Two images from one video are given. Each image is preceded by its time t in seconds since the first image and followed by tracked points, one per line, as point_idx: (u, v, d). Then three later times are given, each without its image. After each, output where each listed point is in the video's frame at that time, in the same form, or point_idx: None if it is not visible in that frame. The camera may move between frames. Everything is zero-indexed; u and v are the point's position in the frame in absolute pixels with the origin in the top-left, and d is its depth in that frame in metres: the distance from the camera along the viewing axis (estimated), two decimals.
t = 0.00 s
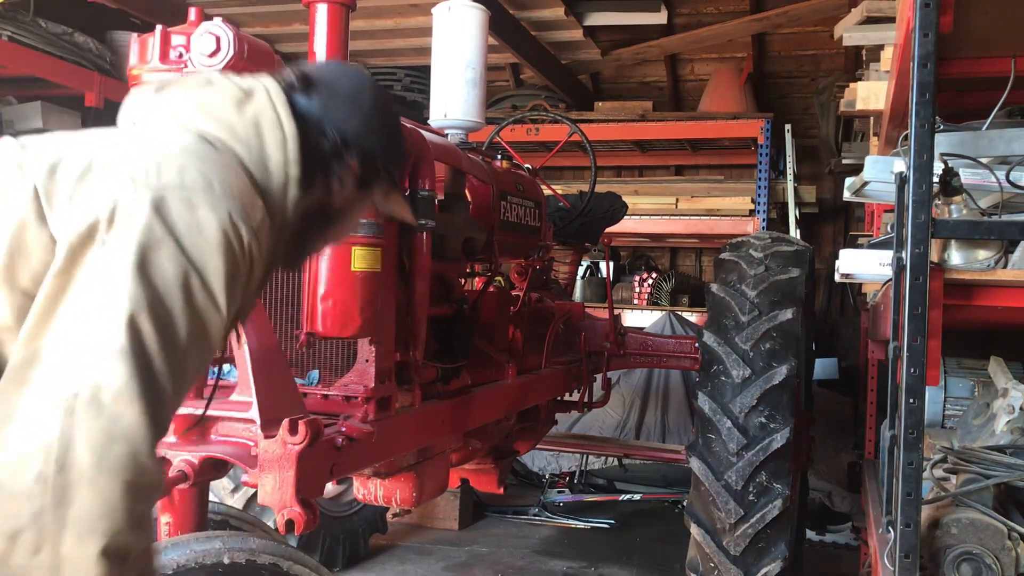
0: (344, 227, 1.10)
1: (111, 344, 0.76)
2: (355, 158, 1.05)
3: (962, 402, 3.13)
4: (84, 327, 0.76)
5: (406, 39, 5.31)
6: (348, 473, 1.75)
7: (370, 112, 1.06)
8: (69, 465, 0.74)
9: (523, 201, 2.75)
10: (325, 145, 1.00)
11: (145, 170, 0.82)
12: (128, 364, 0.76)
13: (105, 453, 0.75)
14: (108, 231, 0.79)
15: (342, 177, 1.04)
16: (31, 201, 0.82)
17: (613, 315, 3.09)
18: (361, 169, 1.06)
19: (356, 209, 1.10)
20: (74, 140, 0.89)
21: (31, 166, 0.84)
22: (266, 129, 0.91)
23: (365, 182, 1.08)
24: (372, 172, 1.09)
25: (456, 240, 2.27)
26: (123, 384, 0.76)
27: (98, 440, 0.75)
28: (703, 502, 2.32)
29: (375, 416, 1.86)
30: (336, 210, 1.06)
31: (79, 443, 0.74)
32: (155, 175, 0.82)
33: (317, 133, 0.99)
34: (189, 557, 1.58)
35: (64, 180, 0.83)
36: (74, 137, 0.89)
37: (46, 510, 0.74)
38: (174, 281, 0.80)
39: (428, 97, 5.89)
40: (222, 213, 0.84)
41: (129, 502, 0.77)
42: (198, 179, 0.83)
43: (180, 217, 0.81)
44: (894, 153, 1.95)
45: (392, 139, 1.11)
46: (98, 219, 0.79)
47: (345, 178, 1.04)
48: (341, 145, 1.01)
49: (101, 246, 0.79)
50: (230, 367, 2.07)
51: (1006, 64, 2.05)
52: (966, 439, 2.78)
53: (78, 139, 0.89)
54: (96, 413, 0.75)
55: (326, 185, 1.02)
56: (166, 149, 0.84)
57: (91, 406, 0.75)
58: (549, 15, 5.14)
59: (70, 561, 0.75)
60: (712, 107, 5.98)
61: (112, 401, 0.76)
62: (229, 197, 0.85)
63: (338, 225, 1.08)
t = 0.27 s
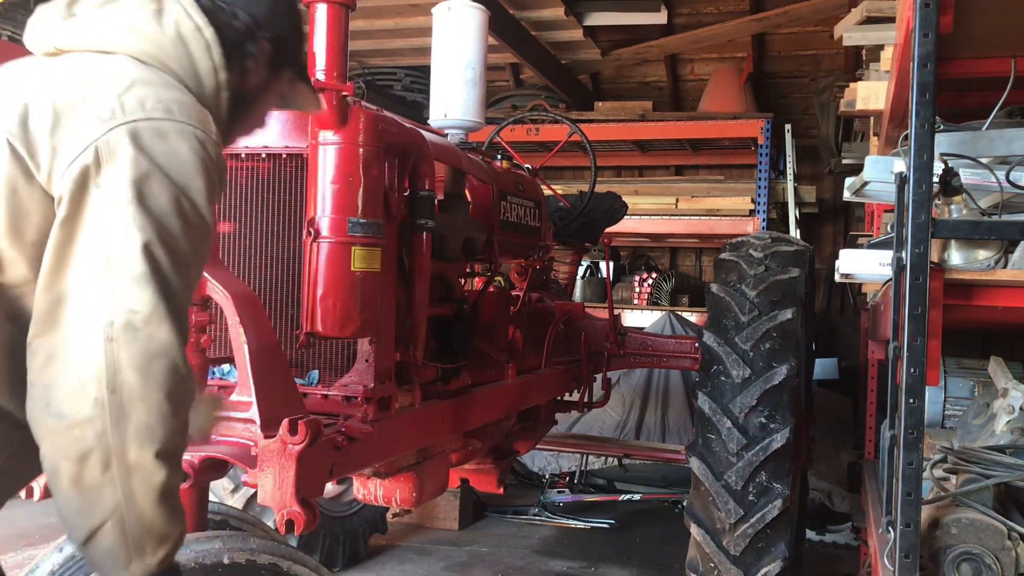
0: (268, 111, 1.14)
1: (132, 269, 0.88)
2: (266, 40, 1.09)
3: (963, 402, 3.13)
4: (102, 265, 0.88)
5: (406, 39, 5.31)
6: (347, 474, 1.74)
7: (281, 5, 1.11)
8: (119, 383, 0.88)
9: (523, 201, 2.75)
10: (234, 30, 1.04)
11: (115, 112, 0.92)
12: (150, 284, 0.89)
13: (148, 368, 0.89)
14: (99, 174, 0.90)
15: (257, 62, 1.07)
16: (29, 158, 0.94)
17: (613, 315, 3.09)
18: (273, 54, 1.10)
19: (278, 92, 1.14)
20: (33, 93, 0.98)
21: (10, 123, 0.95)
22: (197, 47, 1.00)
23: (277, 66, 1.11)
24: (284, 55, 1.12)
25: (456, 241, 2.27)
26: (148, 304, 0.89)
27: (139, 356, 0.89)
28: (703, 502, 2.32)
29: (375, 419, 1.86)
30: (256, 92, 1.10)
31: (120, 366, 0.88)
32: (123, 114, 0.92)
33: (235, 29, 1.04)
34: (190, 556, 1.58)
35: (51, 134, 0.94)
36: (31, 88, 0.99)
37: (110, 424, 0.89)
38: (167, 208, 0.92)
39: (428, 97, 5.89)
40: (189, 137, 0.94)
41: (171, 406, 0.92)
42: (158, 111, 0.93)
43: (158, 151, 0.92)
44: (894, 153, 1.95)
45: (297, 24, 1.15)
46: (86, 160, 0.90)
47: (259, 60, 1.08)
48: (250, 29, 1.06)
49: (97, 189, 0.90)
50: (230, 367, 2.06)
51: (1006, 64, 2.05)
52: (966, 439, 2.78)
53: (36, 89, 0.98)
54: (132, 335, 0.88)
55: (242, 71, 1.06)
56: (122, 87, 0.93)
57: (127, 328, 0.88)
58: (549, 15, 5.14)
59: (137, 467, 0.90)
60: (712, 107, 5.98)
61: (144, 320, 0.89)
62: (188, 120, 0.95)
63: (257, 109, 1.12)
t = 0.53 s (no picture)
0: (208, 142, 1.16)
1: (136, 291, 0.97)
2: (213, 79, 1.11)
3: (962, 402, 3.13)
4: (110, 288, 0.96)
5: (406, 39, 5.31)
6: (347, 474, 1.75)
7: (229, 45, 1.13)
8: (120, 391, 0.98)
9: (523, 201, 2.75)
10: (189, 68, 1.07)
11: (118, 146, 0.98)
12: (152, 306, 0.98)
13: (145, 376, 0.99)
14: (109, 207, 0.96)
15: (205, 97, 1.10)
16: (20, 180, 0.94)
17: (613, 315, 3.09)
18: (218, 90, 1.12)
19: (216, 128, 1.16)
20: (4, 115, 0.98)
21: None
22: (175, 86, 1.05)
23: (221, 104, 1.14)
24: (230, 92, 1.15)
25: (456, 241, 2.27)
26: (149, 323, 0.98)
27: (138, 367, 0.98)
28: (703, 502, 2.32)
29: (375, 419, 1.86)
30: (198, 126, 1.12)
31: (120, 373, 0.97)
32: (127, 150, 0.98)
33: (190, 61, 1.07)
34: (190, 556, 1.58)
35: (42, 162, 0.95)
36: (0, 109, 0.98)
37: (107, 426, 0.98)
38: (166, 235, 1.01)
39: (428, 97, 5.89)
40: (179, 175, 1.03)
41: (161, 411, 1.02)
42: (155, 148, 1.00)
43: (158, 185, 1.00)
44: (894, 153, 1.95)
45: (241, 63, 1.16)
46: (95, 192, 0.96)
47: (204, 97, 1.10)
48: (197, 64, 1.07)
49: (104, 218, 0.96)
50: (230, 367, 2.06)
51: (1006, 64, 2.05)
52: (966, 439, 2.78)
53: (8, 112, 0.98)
54: (133, 349, 0.98)
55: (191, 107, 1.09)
56: (122, 121, 0.99)
57: (128, 343, 0.97)
58: (549, 15, 5.14)
59: (126, 459, 1.00)
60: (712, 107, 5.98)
61: (144, 336, 0.98)
62: (175, 155, 1.03)
63: (204, 141, 1.15)
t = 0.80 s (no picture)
0: (170, 252, 1.14)
1: (76, 302, 0.95)
2: (175, 189, 1.11)
3: (963, 402, 3.13)
4: (50, 307, 0.95)
5: (407, 39, 5.30)
6: (347, 474, 1.75)
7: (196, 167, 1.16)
8: (72, 396, 0.96)
9: (523, 201, 2.75)
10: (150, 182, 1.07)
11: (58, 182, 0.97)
12: (96, 316, 0.96)
13: (96, 383, 0.98)
14: (48, 227, 0.95)
15: (166, 206, 1.09)
16: None
17: (613, 315, 3.09)
18: (180, 201, 1.12)
19: (177, 240, 1.14)
20: None
21: None
22: (129, 165, 1.04)
23: (185, 212, 1.14)
24: (190, 205, 1.15)
25: (455, 241, 2.27)
26: (94, 331, 0.96)
27: (88, 373, 0.97)
28: (703, 502, 2.32)
29: (376, 418, 1.86)
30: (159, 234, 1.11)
31: (71, 379, 0.96)
32: (71, 185, 0.97)
33: (154, 175, 1.07)
34: (189, 556, 1.58)
35: None
36: None
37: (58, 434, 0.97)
38: (106, 259, 0.98)
39: (428, 97, 5.89)
40: (125, 212, 1.01)
41: (115, 414, 1.02)
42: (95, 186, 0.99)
43: (99, 216, 0.98)
44: (894, 153, 1.95)
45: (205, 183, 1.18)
46: (32, 216, 0.94)
47: (164, 206, 1.09)
48: (162, 176, 1.08)
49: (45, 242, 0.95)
50: (231, 367, 2.06)
51: (1006, 64, 2.05)
52: (966, 439, 2.78)
53: None
54: (80, 355, 0.96)
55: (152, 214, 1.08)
56: (68, 170, 0.97)
57: (75, 351, 0.96)
58: (549, 15, 5.14)
59: (86, 464, 0.99)
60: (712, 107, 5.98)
61: (90, 342, 0.96)
62: (119, 198, 1.01)
63: (164, 252, 1.12)
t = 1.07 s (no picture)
0: (148, 247, 1.36)
1: (39, 289, 1.12)
2: (147, 186, 1.33)
3: (962, 402, 3.13)
4: (17, 289, 1.12)
5: (406, 39, 5.30)
6: (346, 475, 1.75)
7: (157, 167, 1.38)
8: (38, 380, 1.13)
9: (523, 201, 2.76)
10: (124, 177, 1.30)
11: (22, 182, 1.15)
12: (57, 301, 1.13)
13: (61, 366, 1.14)
14: (10, 221, 1.13)
15: (139, 204, 1.32)
16: None
17: (613, 315, 3.09)
18: (153, 198, 1.35)
19: (156, 230, 1.37)
20: None
21: None
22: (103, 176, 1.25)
23: (157, 211, 1.36)
24: (163, 202, 1.37)
25: (456, 241, 2.27)
26: (58, 315, 1.13)
27: (53, 356, 1.13)
28: (703, 502, 2.32)
29: (376, 418, 1.86)
30: (136, 230, 1.33)
31: (36, 363, 1.13)
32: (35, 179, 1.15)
33: (123, 175, 1.30)
34: (189, 556, 1.58)
35: None
36: None
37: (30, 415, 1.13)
38: (69, 246, 1.15)
39: (428, 97, 5.89)
40: (84, 202, 1.19)
41: (82, 398, 1.18)
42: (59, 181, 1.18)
43: (61, 209, 1.16)
44: (894, 153, 1.95)
45: (172, 180, 1.41)
46: None
47: (137, 204, 1.32)
48: (133, 175, 1.31)
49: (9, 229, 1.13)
50: (231, 367, 2.06)
51: (1006, 64, 2.05)
52: (966, 439, 2.78)
53: None
54: (46, 339, 1.13)
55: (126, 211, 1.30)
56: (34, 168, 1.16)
57: (41, 335, 1.13)
58: (549, 15, 5.13)
59: (56, 446, 1.16)
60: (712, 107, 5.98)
61: (55, 326, 1.13)
62: (83, 191, 1.20)
63: (139, 246, 1.35)
